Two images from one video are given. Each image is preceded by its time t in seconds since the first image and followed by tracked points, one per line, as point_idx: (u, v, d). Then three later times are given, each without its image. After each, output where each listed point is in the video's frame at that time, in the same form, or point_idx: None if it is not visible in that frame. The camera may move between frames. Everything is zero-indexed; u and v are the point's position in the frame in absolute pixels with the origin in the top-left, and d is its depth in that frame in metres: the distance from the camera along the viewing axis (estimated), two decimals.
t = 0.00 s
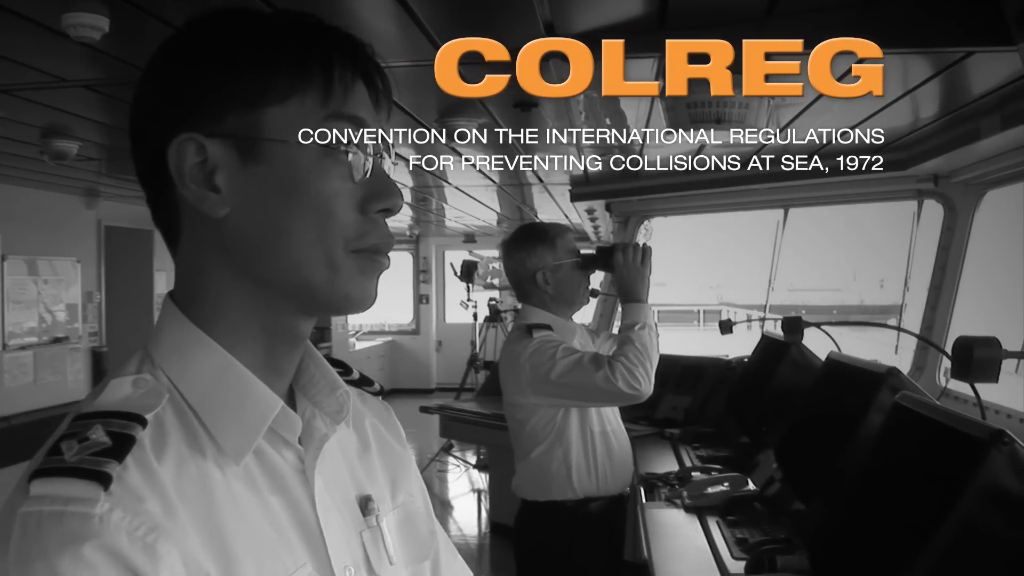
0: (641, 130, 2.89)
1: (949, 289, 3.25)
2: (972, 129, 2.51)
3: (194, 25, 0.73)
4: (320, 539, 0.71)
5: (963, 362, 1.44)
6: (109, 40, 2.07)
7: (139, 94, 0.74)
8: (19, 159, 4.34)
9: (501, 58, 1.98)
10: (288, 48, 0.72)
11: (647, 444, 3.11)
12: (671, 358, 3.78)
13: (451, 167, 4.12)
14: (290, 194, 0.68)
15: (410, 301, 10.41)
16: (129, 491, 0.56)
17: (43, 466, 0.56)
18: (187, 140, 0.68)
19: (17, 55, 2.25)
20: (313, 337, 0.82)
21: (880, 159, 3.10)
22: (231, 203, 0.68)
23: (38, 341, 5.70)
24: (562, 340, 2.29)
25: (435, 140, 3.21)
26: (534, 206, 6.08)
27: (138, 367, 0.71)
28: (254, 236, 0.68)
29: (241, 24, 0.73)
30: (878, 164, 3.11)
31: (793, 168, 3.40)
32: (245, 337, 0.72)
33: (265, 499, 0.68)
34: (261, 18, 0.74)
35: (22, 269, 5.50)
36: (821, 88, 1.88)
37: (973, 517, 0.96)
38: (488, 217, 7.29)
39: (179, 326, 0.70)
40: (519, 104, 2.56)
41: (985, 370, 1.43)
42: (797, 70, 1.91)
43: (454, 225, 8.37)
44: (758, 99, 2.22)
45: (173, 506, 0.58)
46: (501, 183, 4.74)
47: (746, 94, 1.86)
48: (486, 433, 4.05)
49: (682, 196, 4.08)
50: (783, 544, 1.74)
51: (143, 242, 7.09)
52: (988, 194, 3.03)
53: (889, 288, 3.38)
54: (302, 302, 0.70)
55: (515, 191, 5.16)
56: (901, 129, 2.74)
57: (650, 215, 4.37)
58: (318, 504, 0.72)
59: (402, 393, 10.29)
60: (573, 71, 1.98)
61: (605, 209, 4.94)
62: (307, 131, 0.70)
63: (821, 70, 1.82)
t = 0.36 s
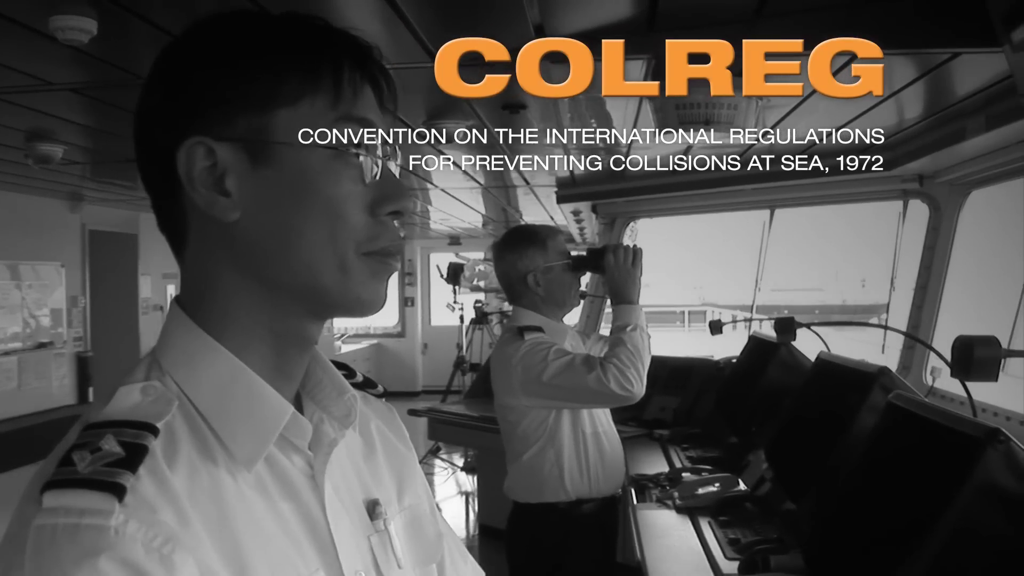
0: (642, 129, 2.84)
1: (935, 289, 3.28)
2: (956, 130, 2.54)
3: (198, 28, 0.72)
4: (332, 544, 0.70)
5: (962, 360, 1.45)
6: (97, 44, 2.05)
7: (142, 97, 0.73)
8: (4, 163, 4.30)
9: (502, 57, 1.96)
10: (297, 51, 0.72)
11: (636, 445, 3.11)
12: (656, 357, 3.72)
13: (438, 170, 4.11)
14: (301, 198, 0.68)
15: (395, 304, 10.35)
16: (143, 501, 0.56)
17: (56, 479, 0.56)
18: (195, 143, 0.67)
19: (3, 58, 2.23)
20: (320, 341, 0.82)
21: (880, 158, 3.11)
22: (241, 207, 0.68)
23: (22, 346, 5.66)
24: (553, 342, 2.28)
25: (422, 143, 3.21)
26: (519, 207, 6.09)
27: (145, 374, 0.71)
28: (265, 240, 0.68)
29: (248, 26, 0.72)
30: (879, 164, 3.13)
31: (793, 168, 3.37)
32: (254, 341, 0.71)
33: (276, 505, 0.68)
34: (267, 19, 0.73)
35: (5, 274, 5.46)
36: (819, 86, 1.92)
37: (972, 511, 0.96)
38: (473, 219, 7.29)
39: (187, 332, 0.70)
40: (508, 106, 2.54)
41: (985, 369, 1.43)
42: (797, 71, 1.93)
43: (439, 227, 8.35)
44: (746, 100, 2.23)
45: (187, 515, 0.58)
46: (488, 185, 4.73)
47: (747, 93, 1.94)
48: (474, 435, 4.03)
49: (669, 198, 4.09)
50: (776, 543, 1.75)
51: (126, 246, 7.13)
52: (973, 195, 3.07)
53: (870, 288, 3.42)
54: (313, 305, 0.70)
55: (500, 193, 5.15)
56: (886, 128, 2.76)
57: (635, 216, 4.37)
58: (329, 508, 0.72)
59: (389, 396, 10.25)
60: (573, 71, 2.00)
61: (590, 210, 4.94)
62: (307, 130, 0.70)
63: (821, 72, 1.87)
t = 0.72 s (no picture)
0: (642, 129, 2.81)
1: (919, 289, 3.30)
2: (941, 131, 2.56)
3: (211, 28, 0.72)
4: (344, 547, 0.71)
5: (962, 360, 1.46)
6: (85, 44, 2.04)
7: (155, 97, 0.73)
8: None
9: (501, 57, 1.96)
10: (314, 52, 0.72)
11: (625, 446, 3.12)
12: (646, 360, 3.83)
13: (424, 171, 4.11)
14: (317, 200, 0.68)
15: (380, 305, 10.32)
16: (159, 508, 0.55)
17: (70, 484, 0.55)
18: (211, 145, 0.67)
19: None
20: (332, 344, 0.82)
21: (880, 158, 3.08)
22: (258, 210, 0.68)
23: (5, 348, 5.62)
24: (544, 343, 2.28)
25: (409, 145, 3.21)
26: (504, 208, 6.09)
27: (158, 375, 0.71)
28: (280, 243, 0.68)
29: (264, 27, 0.73)
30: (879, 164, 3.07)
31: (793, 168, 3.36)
32: (268, 344, 0.72)
33: (289, 509, 0.68)
34: (282, 21, 0.73)
35: None
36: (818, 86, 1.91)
37: (965, 510, 0.97)
38: (459, 220, 7.28)
39: (200, 335, 0.70)
40: (496, 107, 2.53)
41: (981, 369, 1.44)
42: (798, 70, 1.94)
43: (425, 228, 8.34)
44: (734, 101, 2.22)
45: (201, 520, 0.58)
46: (475, 185, 4.73)
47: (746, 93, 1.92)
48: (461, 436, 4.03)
49: (657, 198, 4.12)
50: (766, 543, 1.76)
51: (112, 246, 7.19)
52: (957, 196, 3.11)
53: (851, 288, 3.41)
54: (328, 307, 0.70)
55: (486, 194, 5.16)
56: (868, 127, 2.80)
57: (621, 217, 4.41)
58: (341, 511, 0.72)
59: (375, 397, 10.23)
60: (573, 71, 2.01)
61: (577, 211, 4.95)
62: (307, 131, 0.69)
63: (821, 70, 1.86)
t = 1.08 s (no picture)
0: (622, 130, 2.83)
1: (909, 286, 3.36)
2: (932, 130, 2.58)
3: (236, 25, 0.72)
4: (362, 544, 0.70)
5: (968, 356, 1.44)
6: (78, 41, 2.03)
7: (178, 93, 0.73)
8: None
9: (501, 57, 1.97)
10: (338, 50, 0.73)
11: (617, 444, 3.13)
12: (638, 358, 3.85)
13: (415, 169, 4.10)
14: (340, 197, 0.69)
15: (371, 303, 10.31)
16: (179, 507, 0.55)
17: (90, 480, 0.55)
18: (234, 141, 0.67)
19: None
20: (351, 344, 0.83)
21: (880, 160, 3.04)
22: (281, 207, 0.68)
23: None
24: (540, 340, 2.28)
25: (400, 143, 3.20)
26: (494, 206, 6.09)
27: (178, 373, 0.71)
28: (302, 241, 0.68)
29: (287, 25, 0.73)
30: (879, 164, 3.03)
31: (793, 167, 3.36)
32: (289, 343, 0.72)
33: (308, 507, 0.67)
34: (304, 19, 0.74)
35: None
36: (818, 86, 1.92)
37: (963, 507, 0.98)
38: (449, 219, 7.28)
39: (220, 333, 0.70)
40: (489, 105, 2.51)
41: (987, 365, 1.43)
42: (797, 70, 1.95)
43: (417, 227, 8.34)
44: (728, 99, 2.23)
45: (221, 519, 0.57)
46: (466, 184, 4.73)
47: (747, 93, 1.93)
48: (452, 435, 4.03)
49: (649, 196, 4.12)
50: (762, 540, 1.77)
51: (101, 245, 7.16)
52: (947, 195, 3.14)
53: (836, 286, 3.45)
54: (351, 305, 0.71)
55: (476, 192, 5.15)
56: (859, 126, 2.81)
57: (611, 215, 4.42)
58: (359, 510, 0.72)
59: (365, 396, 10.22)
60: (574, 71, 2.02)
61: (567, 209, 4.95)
62: (307, 131, 0.69)
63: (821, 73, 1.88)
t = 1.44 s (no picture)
0: (607, 130, 2.84)
1: (899, 281, 3.41)
2: (922, 126, 2.60)
3: (257, 20, 0.72)
4: (385, 543, 0.70)
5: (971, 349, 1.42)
6: (68, 38, 2.02)
7: (198, 90, 0.73)
8: None
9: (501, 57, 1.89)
10: (359, 46, 0.72)
11: (609, 440, 3.14)
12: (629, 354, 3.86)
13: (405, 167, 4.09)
14: (366, 194, 0.69)
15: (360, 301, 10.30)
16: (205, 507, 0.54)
17: (115, 479, 0.55)
18: (258, 139, 0.67)
19: None
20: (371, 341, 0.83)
21: (881, 158, 3.01)
22: (305, 204, 0.68)
23: None
24: (535, 337, 2.28)
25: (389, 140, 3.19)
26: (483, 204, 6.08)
27: (199, 371, 0.70)
28: (327, 238, 0.68)
29: (308, 20, 0.73)
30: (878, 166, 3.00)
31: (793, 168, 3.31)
32: (312, 340, 0.72)
33: (332, 506, 0.67)
34: (325, 14, 0.73)
35: None
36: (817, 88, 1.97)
37: (964, 501, 0.99)
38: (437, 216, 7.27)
39: (242, 332, 0.69)
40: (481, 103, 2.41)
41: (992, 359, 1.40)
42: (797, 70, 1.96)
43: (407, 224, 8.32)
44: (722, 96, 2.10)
45: (247, 520, 0.57)
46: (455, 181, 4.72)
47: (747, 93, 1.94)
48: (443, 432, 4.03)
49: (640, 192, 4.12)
50: (758, 535, 1.78)
51: (89, 244, 7.14)
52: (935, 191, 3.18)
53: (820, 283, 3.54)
54: (377, 302, 0.71)
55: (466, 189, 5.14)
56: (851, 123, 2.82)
57: (601, 212, 4.43)
58: (382, 509, 0.72)
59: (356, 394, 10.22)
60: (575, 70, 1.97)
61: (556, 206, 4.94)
62: (308, 130, 0.68)
63: (821, 68, 1.88)
